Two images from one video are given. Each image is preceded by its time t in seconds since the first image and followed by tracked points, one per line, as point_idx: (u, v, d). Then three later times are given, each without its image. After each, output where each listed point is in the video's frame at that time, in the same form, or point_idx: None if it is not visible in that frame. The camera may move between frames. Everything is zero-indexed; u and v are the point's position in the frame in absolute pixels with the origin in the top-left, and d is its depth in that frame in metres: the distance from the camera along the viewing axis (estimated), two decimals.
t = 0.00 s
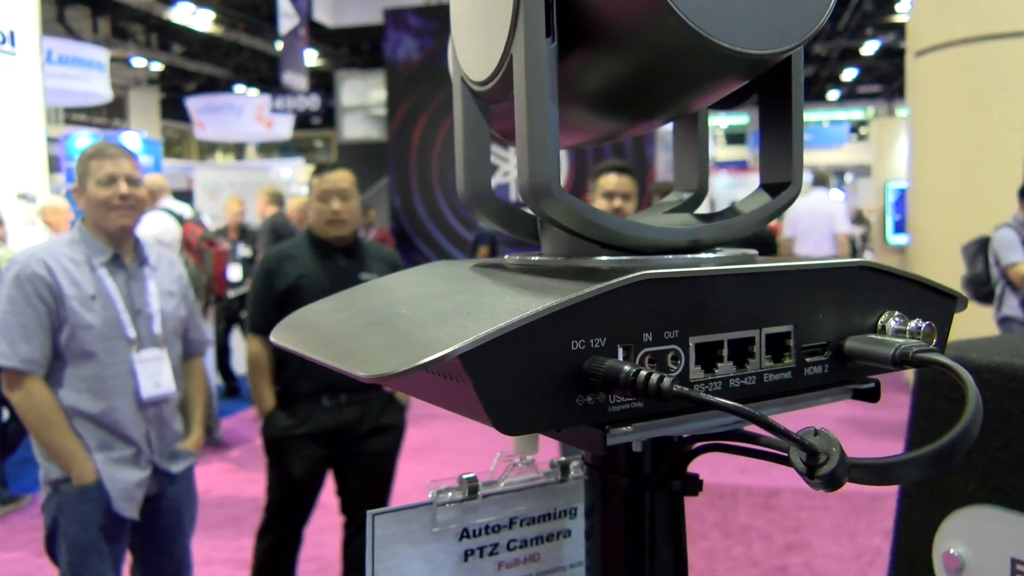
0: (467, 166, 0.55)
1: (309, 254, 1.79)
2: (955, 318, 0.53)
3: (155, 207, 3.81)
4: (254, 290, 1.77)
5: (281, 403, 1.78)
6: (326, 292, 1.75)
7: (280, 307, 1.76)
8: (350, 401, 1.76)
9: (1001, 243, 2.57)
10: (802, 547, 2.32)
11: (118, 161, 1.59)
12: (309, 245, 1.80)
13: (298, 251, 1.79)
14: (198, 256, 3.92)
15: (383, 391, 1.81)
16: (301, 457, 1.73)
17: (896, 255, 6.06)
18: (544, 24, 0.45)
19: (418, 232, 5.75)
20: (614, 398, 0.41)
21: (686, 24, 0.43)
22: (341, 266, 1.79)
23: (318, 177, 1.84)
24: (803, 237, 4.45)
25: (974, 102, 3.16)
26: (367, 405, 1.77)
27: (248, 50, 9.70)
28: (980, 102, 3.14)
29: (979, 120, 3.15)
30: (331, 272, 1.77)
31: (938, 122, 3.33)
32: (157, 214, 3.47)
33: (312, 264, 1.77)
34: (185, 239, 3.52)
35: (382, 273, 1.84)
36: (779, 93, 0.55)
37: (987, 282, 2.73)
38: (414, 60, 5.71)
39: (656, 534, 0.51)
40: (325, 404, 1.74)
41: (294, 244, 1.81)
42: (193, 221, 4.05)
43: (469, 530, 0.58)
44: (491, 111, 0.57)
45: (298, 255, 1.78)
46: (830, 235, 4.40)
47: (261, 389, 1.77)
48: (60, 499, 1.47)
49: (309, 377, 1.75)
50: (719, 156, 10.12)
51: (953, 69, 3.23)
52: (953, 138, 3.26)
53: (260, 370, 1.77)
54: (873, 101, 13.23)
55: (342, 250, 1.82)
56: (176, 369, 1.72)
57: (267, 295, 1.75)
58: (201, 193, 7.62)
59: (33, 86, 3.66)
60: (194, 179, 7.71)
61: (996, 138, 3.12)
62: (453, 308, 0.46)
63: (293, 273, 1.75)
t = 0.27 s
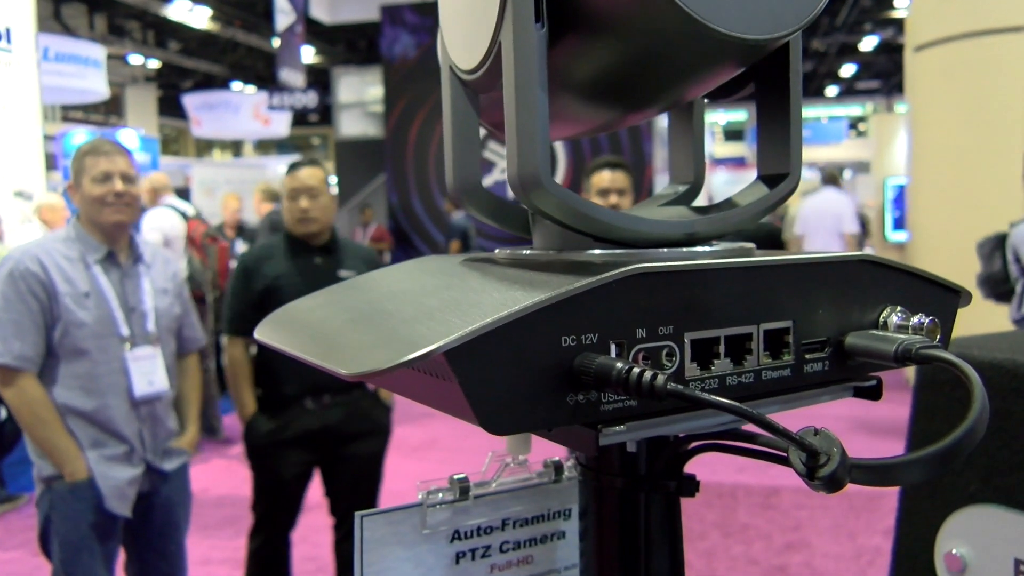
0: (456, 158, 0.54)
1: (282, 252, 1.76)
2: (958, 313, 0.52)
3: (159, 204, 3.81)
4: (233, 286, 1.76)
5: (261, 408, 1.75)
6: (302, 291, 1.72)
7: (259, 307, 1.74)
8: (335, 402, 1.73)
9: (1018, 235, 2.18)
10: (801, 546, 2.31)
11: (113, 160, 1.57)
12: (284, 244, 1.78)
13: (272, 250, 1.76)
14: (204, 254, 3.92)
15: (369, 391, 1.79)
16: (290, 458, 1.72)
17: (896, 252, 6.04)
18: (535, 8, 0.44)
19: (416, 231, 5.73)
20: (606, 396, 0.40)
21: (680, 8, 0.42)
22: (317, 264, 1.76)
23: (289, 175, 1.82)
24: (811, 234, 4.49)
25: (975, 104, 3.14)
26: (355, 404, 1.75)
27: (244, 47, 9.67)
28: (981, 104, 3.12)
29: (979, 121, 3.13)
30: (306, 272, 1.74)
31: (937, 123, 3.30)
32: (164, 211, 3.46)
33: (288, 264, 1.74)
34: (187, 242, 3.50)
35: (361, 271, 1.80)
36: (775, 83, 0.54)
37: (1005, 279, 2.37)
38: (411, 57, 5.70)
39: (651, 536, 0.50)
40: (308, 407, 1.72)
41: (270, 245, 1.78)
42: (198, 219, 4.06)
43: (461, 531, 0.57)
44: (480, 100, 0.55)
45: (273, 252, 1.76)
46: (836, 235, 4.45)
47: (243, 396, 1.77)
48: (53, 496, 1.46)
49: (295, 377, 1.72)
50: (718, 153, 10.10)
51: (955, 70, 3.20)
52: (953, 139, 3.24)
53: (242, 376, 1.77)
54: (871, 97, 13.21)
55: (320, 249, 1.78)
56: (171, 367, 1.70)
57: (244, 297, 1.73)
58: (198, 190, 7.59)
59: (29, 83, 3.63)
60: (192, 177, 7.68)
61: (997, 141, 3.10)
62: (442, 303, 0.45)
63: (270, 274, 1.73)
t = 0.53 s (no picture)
0: (446, 148, 0.52)
1: (262, 250, 1.73)
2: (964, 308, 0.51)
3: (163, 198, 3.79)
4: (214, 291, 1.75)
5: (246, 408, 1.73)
6: (281, 290, 1.69)
7: (240, 307, 1.72)
8: (320, 402, 1.70)
9: None
10: (797, 542, 2.30)
11: (96, 157, 1.54)
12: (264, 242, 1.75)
13: (253, 250, 1.74)
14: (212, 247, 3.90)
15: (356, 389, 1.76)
16: (274, 458, 1.71)
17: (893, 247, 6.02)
18: None
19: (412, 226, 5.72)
20: (601, 395, 0.38)
21: None
22: (296, 261, 1.73)
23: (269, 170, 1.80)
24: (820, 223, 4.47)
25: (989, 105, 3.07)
26: (342, 403, 1.72)
27: (240, 43, 9.61)
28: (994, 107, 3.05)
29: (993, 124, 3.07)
30: (284, 270, 1.71)
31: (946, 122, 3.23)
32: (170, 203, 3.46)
33: (268, 262, 1.72)
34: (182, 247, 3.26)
35: (342, 266, 1.76)
36: (776, 69, 0.52)
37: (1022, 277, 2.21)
38: (407, 52, 5.65)
39: (647, 538, 0.48)
40: (293, 408, 1.69)
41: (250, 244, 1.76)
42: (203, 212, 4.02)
43: (452, 533, 0.55)
44: (472, 86, 0.53)
45: (252, 252, 1.73)
46: (844, 227, 4.41)
47: (227, 393, 1.75)
48: (48, 492, 1.45)
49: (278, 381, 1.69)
50: (716, 148, 10.08)
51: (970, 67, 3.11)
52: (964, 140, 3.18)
53: (226, 376, 1.76)
54: (869, 92, 13.16)
55: (300, 246, 1.75)
56: (167, 363, 1.68)
57: (225, 298, 1.72)
58: (195, 186, 7.55)
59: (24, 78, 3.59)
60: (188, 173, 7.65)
61: (1003, 133, 3.05)
62: (432, 297, 0.43)
63: (249, 273, 1.71)
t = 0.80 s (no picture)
0: (437, 138, 0.51)
1: (252, 246, 1.72)
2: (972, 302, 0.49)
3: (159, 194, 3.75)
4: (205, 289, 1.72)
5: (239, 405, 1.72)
6: (271, 286, 1.67)
7: (230, 303, 1.70)
8: (312, 399, 1.68)
9: None
10: (794, 535, 2.29)
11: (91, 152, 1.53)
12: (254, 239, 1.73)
13: (243, 246, 1.72)
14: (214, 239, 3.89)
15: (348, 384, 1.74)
16: (266, 455, 1.69)
17: (891, 240, 6.00)
18: None
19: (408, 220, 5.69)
20: (596, 396, 0.36)
21: None
22: (286, 256, 1.71)
23: (258, 164, 1.79)
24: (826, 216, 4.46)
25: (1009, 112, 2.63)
26: (334, 401, 1.70)
27: (236, 35, 9.54)
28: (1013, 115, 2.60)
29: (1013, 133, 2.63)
30: (274, 266, 1.69)
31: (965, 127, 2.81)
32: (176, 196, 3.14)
33: (258, 257, 1.70)
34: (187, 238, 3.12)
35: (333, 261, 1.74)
36: (779, 54, 0.50)
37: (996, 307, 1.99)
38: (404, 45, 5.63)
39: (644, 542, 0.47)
40: (285, 404, 1.68)
41: (240, 241, 1.74)
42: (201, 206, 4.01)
43: (444, 536, 0.54)
44: (463, 74, 0.51)
45: (242, 248, 1.71)
46: (852, 219, 4.40)
47: (219, 391, 1.73)
48: (48, 488, 1.42)
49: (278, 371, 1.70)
50: (714, 141, 10.05)
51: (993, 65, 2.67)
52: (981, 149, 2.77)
53: (217, 372, 1.74)
54: (867, 85, 13.11)
55: (290, 241, 1.73)
56: (164, 357, 1.66)
57: (215, 294, 1.70)
58: (190, 180, 7.51)
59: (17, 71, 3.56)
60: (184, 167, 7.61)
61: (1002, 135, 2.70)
62: (422, 293, 0.41)
63: (239, 269, 1.69)
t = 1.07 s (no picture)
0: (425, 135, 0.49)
1: (245, 240, 1.70)
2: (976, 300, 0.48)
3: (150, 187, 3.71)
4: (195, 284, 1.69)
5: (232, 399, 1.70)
6: (264, 280, 1.65)
7: (222, 297, 1.68)
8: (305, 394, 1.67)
9: None
10: (790, 523, 2.28)
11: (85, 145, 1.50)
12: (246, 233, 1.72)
13: (235, 240, 1.70)
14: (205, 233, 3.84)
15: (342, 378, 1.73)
16: (260, 448, 1.68)
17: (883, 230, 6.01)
18: None
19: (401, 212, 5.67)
20: (590, 405, 0.35)
21: None
22: (279, 249, 1.69)
23: (253, 156, 1.77)
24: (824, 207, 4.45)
25: (956, 116, 2.22)
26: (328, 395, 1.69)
27: (228, 27, 9.45)
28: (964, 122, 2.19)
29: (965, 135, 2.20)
30: (268, 259, 1.67)
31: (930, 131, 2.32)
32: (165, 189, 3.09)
33: (250, 251, 1.68)
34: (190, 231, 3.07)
35: (327, 253, 1.72)
36: (777, 46, 0.49)
37: None
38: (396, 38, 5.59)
39: (641, 549, 0.45)
40: (278, 397, 1.67)
41: (231, 235, 1.72)
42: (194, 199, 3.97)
43: (433, 542, 0.52)
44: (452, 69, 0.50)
45: (234, 241, 1.69)
46: (850, 210, 4.40)
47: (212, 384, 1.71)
48: (50, 486, 1.36)
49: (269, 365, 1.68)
50: (707, 131, 10.04)
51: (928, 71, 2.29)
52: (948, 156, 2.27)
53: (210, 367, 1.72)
54: (859, 75, 13.11)
55: (283, 234, 1.71)
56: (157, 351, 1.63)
57: (206, 289, 1.67)
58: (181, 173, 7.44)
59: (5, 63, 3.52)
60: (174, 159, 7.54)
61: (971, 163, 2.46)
62: (409, 297, 0.40)
63: (230, 262, 1.67)
